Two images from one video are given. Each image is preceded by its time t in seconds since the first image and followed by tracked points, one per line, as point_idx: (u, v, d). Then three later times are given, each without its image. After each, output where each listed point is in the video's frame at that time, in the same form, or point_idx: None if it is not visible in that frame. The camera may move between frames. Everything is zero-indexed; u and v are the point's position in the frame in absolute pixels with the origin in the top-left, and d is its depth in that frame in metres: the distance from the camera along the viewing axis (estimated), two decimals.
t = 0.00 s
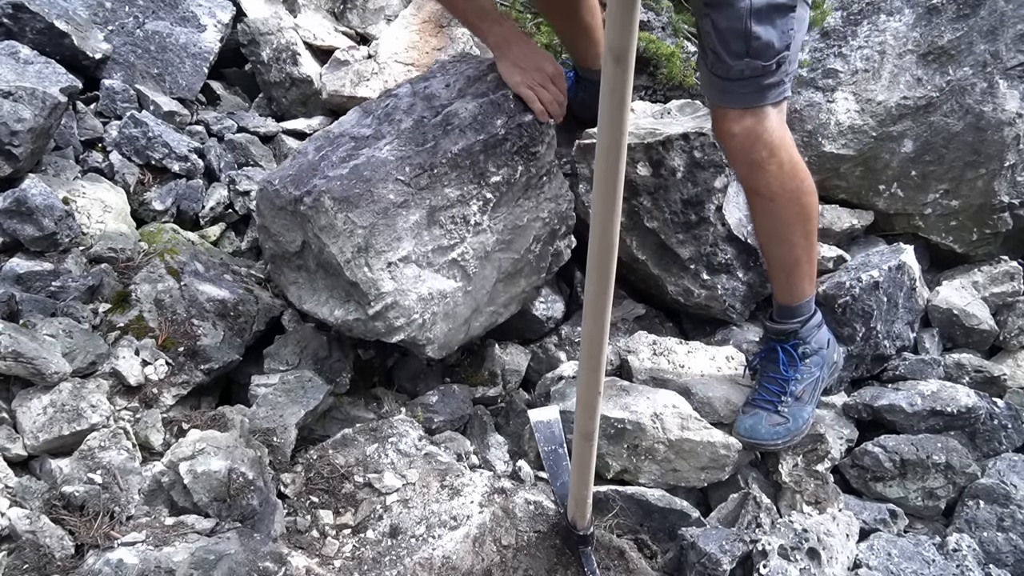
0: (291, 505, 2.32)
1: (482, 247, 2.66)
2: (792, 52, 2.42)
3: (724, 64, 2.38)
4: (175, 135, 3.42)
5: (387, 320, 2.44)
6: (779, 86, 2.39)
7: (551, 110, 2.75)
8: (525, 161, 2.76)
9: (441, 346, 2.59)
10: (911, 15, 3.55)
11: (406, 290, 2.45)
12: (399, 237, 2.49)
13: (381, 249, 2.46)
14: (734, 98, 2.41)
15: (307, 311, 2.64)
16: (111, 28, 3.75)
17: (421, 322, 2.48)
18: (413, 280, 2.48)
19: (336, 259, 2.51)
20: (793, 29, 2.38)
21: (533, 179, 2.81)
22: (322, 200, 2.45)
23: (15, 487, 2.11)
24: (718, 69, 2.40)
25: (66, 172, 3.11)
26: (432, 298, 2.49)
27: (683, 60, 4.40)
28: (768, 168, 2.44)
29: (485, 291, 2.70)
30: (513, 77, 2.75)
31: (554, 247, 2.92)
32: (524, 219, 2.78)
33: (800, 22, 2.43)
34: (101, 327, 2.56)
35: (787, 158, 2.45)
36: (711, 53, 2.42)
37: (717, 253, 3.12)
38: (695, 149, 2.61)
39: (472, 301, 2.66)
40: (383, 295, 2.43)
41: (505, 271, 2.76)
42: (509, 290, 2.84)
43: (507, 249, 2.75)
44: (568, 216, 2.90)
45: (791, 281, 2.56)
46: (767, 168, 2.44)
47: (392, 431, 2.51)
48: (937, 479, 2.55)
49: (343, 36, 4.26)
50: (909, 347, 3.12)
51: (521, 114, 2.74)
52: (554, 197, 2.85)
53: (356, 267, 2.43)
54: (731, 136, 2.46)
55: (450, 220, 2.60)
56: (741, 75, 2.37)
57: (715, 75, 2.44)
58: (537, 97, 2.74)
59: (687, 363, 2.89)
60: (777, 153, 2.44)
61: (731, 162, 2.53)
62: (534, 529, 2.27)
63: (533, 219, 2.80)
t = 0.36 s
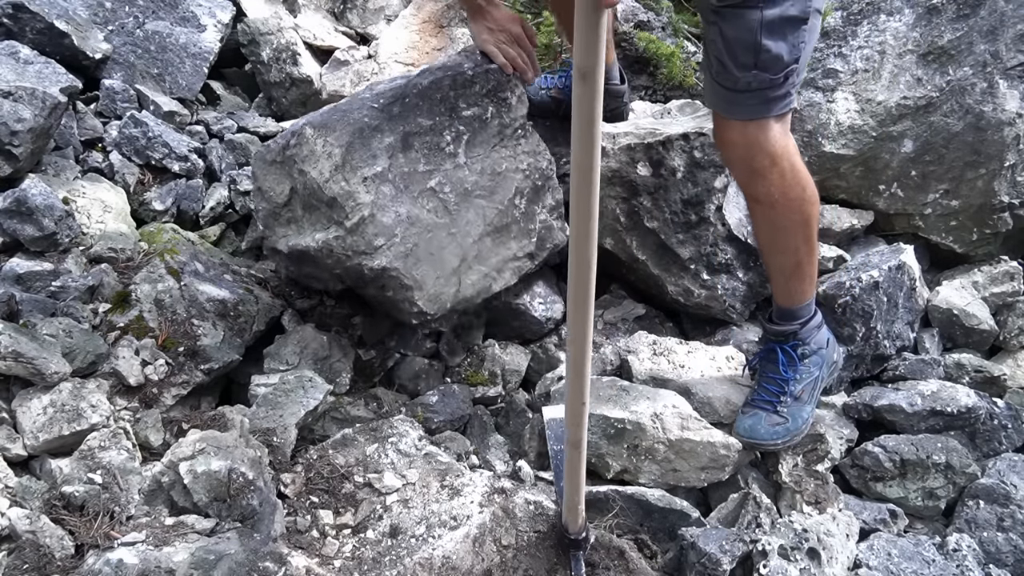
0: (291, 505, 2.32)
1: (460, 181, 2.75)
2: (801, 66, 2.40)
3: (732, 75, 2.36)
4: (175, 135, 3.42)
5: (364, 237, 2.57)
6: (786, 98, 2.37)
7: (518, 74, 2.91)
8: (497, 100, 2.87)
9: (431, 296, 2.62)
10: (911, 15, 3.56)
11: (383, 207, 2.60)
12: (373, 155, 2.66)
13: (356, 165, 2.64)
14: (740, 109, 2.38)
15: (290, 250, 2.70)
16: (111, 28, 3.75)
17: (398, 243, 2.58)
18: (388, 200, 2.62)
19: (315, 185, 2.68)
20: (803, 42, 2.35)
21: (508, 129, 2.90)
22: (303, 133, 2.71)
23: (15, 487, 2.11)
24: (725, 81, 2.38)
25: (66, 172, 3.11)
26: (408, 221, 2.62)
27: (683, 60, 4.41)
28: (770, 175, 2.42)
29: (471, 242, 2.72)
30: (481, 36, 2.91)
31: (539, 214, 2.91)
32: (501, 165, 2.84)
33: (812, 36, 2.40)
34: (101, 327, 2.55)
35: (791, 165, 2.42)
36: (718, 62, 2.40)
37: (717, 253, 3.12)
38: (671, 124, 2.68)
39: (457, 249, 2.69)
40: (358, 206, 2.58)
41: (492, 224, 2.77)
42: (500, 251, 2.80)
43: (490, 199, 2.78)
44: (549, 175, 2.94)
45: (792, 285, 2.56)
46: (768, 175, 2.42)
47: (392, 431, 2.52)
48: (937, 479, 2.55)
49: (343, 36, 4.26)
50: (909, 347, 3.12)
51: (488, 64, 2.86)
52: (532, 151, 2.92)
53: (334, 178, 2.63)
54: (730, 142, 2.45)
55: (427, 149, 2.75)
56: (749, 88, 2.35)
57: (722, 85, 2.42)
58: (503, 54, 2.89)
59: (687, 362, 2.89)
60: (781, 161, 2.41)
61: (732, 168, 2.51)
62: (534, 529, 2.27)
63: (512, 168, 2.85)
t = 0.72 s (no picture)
0: (291, 505, 2.32)
1: (436, 157, 2.89)
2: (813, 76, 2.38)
3: (744, 85, 2.34)
4: (175, 135, 3.42)
5: (338, 207, 2.69)
6: (798, 108, 2.36)
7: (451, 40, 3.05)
8: (469, 82, 3.07)
9: (413, 274, 2.71)
10: (911, 15, 3.56)
11: (354, 176, 2.75)
12: (345, 131, 2.84)
13: (328, 140, 2.82)
14: (751, 117, 2.37)
15: (272, 233, 2.75)
16: (111, 28, 3.75)
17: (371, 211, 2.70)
18: (360, 169, 2.77)
19: (301, 173, 2.77)
20: (816, 53, 2.34)
21: (482, 111, 3.07)
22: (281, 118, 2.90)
23: (15, 487, 2.10)
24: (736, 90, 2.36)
25: (66, 172, 3.11)
26: (381, 189, 2.75)
27: (683, 60, 4.41)
28: (782, 181, 2.42)
29: (452, 218, 2.82)
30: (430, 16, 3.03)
31: (525, 196, 3.00)
32: (478, 143, 2.99)
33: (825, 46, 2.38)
34: (101, 327, 2.55)
35: (804, 172, 2.42)
36: (729, 70, 2.38)
37: (717, 253, 3.12)
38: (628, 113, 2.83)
39: (439, 225, 2.79)
40: (330, 176, 2.73)
41: (473, 202, 2.88)
42: (486, 232, 2.88)
43: (470, 177, 2.91)
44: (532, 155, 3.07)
45: (798, 288, 2.57)
46: (780, 180, 2.42)
47: (392, 431, 2.52)
48: (937, 479, 2.55)
49: (342, 36, 4.26)
50: (909, 347, 3.12)
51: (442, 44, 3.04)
52: (509, 131, 3.06)
53: (307, 154, 2.78)
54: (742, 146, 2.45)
55: (398, 126, 2.91)
56: (760, 98, 2.33)
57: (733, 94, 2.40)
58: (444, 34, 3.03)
59: (687, 362, 2.89)
60: (794, 167, 2.41)
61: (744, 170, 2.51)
62: (534, 529, 2.27)
63: (489, 146, 3.00)
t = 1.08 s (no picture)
0: (292, 505, 2.33)
1: (430, 160, 2.84)
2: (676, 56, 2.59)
3: (632, 54, 2.45)
4: (175, 135, 3.42)
5: (331, 213, 2.74)
6: (662, 84, 2.53)
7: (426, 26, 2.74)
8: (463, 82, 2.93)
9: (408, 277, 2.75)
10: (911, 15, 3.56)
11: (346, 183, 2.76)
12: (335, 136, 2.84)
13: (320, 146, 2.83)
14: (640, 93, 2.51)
15: (271, 240, 2.80)
16: (111, 28, 3.74)
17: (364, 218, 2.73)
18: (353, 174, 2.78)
19: (297, 184, 2.83)
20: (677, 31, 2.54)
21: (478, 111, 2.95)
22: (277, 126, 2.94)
23: (15, 487, 2.10)
24: (639, 62, 2.46)
25: (66, 172, 3.10)
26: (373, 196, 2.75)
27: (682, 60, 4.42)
28: (666, 161, 2.60)
29: (449, 222, 2.83)
30: None
31: (523, 195, 3.01)
32: (474, 144, 2.90)
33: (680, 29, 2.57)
34: (101, 326, 2.54)
35: (676, 149, 2.63)
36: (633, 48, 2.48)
37: (717, 253, 3.12)
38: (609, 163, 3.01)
39: (434, 229, 2.81)
40: (322, 183, 2.76)
41: (469, 203, 2.87)
42: (486, 234, 2.88)
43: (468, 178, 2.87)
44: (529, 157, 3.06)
45: (688, 255, 2.77)
46: (665, 163, 2.60)
47: (392, 431, 2.52)
48: (937, 479, 2.55)
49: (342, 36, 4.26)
50: (909, 347, 3.11)
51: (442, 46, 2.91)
52: (506, 131, 2.98)
53: (300, 163, 2.83)
54: (623, 132, 2.58)
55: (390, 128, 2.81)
56: (656, 68, 2.49)
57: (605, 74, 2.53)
58: None
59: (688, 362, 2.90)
60: (669, 147, 2.60)
61: (625, 157, 2.64)
62: (534, 529, 2.27)
63: (485, 148, 2.91)
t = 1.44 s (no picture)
0: (291, 505, 2.33)
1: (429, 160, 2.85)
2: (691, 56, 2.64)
3: (648, 52, 2.51)
4: (175, 135, 3.42)
5: (330, 213, 2.73)
6: (681, 82, 2.57)
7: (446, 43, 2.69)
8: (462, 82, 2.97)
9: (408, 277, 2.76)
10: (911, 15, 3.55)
11: (346, 183, 2.78)
12: (337, 138, 2.88)
13: (320, 147, 2.86)
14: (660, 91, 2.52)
15: (270, 240, 2.80)
16: (111, 28, 3.74)
17: (364, 218, 2.74)
18: (353, 176, 2.80)
19: (297, 185, 2.84)
20: (688, 32, 2.63)
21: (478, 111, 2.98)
22: (277, 128, 2.97)
23: (15, 487, 2.10)
24: (655, 58, 2.51)
25: (66, 172, 3.10)
26: (373, 196, 2.77)
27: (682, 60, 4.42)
28: (684, 165, 2.60)
29: (448, 221, 2.83)
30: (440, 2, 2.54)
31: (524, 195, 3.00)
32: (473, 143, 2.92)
33: (689, 32, 2.66)
34: (101, 326, 2.54)
35: (691, 153, 2.63)
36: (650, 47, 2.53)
37: (717, 253, 3.12)
38: (613, 179, 3.11)
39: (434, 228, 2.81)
40: (322, 183, 2.77)
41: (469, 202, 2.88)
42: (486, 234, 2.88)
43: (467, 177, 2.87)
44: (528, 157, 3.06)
45: (695, 258, 2.78)
46: (683, 168, 2.61)
47: (392, 431, 2.53)
48: (937, 479, 2.55)
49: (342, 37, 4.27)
50: (909, 347, 3.11)
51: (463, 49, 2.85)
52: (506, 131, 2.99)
53: (300, 163, 2.84)
54: (640, 137, 2.54)
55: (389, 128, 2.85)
56: (672, 64, 2.54)
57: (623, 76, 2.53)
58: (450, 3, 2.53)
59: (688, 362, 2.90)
60: (686, 151, 2.60)
61: (642, 162, 2.60)
62: (534, 529, 2.27)
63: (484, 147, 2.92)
